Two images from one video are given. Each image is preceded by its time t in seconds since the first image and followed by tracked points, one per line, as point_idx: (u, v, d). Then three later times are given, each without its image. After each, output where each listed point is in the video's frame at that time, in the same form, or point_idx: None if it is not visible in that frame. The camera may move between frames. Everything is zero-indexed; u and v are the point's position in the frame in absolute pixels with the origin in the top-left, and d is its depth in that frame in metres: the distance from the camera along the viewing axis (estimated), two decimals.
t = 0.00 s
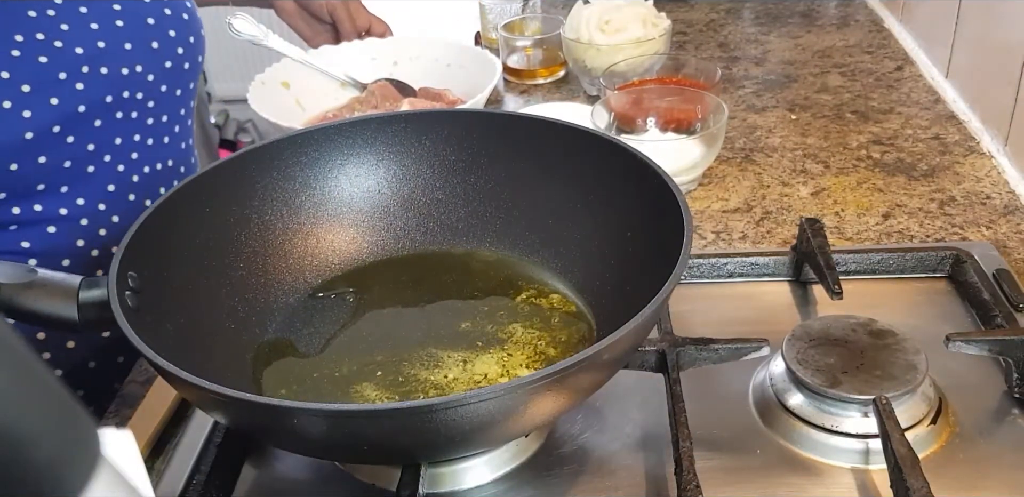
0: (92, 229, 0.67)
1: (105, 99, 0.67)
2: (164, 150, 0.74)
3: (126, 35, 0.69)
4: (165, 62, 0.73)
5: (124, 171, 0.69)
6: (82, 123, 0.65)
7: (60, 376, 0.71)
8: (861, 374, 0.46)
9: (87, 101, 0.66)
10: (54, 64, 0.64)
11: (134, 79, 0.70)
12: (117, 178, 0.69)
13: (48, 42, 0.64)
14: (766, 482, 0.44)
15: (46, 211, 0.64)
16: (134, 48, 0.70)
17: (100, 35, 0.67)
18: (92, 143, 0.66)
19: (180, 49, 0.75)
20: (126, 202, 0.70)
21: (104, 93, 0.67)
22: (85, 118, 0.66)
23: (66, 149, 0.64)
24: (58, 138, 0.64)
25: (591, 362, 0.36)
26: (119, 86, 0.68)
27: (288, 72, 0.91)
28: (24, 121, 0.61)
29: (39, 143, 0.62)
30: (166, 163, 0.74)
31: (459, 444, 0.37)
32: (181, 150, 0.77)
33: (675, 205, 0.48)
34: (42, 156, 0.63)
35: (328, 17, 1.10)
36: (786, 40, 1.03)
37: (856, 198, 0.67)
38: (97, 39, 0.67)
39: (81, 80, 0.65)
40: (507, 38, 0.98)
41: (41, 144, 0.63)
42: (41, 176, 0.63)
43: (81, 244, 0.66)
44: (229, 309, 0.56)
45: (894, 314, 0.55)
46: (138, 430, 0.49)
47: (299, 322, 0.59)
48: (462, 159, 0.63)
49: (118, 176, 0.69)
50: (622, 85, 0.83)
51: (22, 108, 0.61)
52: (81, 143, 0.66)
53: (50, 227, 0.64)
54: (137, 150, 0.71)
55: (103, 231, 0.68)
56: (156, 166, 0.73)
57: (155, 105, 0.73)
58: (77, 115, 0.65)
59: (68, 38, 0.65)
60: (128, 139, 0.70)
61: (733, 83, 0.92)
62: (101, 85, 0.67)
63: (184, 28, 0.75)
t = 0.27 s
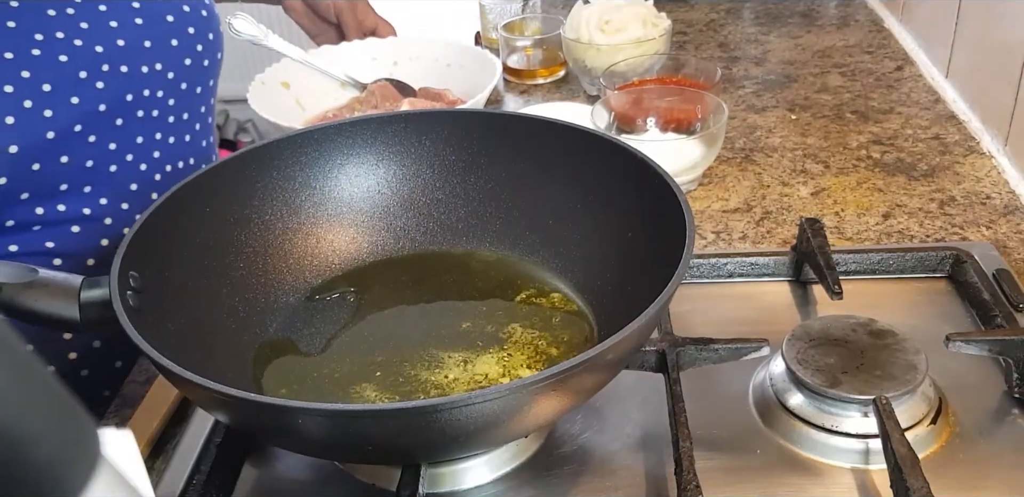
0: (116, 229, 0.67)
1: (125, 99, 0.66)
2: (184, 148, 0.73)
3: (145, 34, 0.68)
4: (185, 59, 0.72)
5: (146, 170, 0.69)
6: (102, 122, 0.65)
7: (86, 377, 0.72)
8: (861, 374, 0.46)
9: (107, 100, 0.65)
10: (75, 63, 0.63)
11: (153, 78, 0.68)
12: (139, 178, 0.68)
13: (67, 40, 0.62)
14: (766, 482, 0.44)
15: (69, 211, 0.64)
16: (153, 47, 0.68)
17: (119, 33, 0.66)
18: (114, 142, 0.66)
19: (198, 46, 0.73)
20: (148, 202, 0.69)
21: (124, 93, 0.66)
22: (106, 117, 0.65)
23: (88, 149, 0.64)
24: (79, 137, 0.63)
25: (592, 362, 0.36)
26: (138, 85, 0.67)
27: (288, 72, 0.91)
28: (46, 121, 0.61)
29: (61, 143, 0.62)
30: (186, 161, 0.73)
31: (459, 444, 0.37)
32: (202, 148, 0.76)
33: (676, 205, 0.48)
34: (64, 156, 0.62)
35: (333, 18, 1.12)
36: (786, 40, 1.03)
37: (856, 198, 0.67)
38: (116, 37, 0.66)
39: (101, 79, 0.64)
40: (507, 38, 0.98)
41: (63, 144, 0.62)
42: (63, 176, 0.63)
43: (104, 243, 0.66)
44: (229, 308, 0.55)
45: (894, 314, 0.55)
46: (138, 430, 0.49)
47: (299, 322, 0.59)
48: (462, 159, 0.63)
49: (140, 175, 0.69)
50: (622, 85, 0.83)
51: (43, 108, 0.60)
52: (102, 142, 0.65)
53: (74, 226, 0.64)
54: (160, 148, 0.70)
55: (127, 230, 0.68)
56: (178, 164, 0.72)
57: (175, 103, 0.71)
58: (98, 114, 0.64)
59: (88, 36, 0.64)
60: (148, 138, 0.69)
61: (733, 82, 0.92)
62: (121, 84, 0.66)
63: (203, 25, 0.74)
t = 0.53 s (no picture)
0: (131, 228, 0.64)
1: (141, 95, 0.64)
2: (200, 147, 0.71)
3: (160, 30, 0.66)
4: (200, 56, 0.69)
5: (162, 168, 0.66)
6: (117, 120, 0.62)
7: (100, 377, 0.73)
8: (861, 374, 0.46)
9: (122, 97, 0.62)
10: (89, 59, 0.60)
11: (168, 75, 0.66)
12: (155, 176, 0.66)
13: (80, 36, 0.60)
14: (766, 482, 0.44)
15: (84, 209, 0.61)
16: (168, 44, 0.66)
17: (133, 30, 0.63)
18: (129, 139, 0.63)
19: (212, 44, 0.70)
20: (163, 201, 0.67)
21: (139, 90, 0.64)
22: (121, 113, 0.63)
23: (103, 146, 0.62)
24: (94, 135, 0.61)
25: (592, 362, 0.36)
26: (153, 83, 0.65)
27: (288, 72, 0.91)
28: (60, 117, 0.58)
29: (75, 140, 0.59)
30: (202, 160, 0.71)
31: (460, 444, 0.37)
32: (218, 147, 0.73)
33: (676, 205, 0.48)
34: (78, 153, 0.60)
35: (339, 24, 1.13)
36: (786, 40, 1.03)
37: (856, 198, 0.67)
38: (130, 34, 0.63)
39: (115, 75, 0.62)
40: (507, 39, 0.98)
41: (77, 141, 0.60)
42: (78, 173, 0.60)
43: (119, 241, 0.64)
44: (230, 309, 0.56)
45: (894, 314, 0.55)
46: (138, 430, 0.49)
47: (300, 323, 0.59)
48: (461, 159, 0.63)
49: (156, 172, 0.66)
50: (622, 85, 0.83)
51: (57, 104, 0.58)
52: (117, 140, 0.63)
53: (89, 225, 0.62)
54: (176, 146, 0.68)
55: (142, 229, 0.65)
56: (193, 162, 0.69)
57: (190, 101, 0.69)
58: (112, 111, 0.62)
59: (102, 33, 0.62)
60: (163, 136, 0.66)
61: (733, 83, 0.92)
62: (136, 81, 0.63)
63: (221, 21, 0.72)
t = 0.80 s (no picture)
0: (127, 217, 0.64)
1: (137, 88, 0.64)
2: (194, 140, 0.71)
3: (158, 25, 0.66)
4: (196, 51, 0.69)
5: (157, 160, 0.66)
6: (114, 112, 0.62)
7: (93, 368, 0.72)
8: (861, 374, 0.46)
9: (119, 89, 0.62)
10: (88, 51, 0.60)
11: (165, 69, 0.66)
12: (150, 168, 0.66)
13: (79, 29, 0.60)
14: (766, 481, 0.44)
15: (80, 198, 0.61)
16: (166, 38, 0.66)
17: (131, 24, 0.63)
18: (124, 131, 0.63)
19: (209, 39, 0.71)
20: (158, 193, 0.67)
21: (137, 83, 0.63)
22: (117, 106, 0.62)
23: (99, 138, 0.61)
24: (91, 127, 0.60)
25: (592, 362, 0.36)
26: (150, 76, 0.65)
27: (288, 72, 0.91)
28: (58, 109, 0.58)
29: (73, 130, 0.59)
30: (197, 152, 0.71)
31: (459, 444, 0.37)
32: (212, 140, 0.73)
33: (676, 205, 0.48)
34: (75, 143, 0.60)
35: (339, 24, 1.10)
36: (786, 40, 1.03)
37: (856, 198, 0.67)
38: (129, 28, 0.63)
39: (113, 68, 0.62)
40: (507, 39, 0.98)
41: (75, 132, 0.59)
42: (74, 163, 0.60)
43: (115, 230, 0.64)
44: (229, 309, 0.56)
45: (894, 314, 0.55)
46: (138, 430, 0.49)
47: (300, 323, 0.59)
48: (461, 159, 0.63)
49: (151, 163, 0.66)
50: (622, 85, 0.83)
51: (56, 96, 0.58)
52: (113, 131, 0.63)
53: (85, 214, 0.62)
54: (171, 139, 0.68)
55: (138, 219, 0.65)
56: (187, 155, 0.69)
57: (185, 94, 0.69)
58: (109, 103, 0.62)
59: (102, 26, 0.62)
60: (158, 129, 0.66)
61: (733, 83, 0.92)
62: (133, 74, 0.63)
63: (217, 18, 0.72)
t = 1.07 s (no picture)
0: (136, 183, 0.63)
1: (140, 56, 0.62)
2: (188, 109, 0.70)
3: None
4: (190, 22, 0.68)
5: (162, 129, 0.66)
6: (120, 81, 0.61)
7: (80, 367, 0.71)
8: (861, 374, 0.46)
9: (123, 57, 0.61)
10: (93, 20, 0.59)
11: (166, 38, 0.65)
12: (154, 136, 0.65)
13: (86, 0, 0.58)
14: (765, 481, 0.44)
15: (89, 163, 0.60)
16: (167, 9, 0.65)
17: None
18: (130, 99, 0.62)
19: (202, 12, 0.70)
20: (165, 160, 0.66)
21: (140, 52, 0.62)
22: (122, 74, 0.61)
23: (104, 105, 0.60)
24: (98, 93, 0.59)
25: (592, 362, 0.36)
26: (152, 46, 0.63)
27: (288, 72, 0.91)
28: (70, 77, 0.57)
29: (79, 95, 0.58)
30: (192, 121, 0.70)
31: (459, 444, 0.37)
32: (204, 109, 0.73)
33: (676, 204, 0.48)
34: (84, 109, 0.58)
35: (340, 23, 1.09)
36: (786, 40, 1.03)
37: (856, 198, 0.67)
38: None
39: (118, 37, 0.60)
40: (507, 39, 0.98)
41: (82, 98, 0.58)
42: (84, 128, 0.59)
43: (123, 195, 0.62)
44: (229, 309, 0.56)
45: (894, 314, 0.55)
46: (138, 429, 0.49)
47: (300, 323, 0.59)
48: (461, 159, 0.63)
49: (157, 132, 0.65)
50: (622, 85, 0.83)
51: (65, 63, 0.57)
52: (119, 100, 0.61)
53: (94, 180, 0.60)
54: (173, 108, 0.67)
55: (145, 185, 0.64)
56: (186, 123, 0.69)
57: (183, 63, 0.68)
58: (116, 71, 0.60)
59: None
60: (160, 98, 0.65)
61: (733, 83, 0.92)
62: (138, 42, 0.62)
63: None
